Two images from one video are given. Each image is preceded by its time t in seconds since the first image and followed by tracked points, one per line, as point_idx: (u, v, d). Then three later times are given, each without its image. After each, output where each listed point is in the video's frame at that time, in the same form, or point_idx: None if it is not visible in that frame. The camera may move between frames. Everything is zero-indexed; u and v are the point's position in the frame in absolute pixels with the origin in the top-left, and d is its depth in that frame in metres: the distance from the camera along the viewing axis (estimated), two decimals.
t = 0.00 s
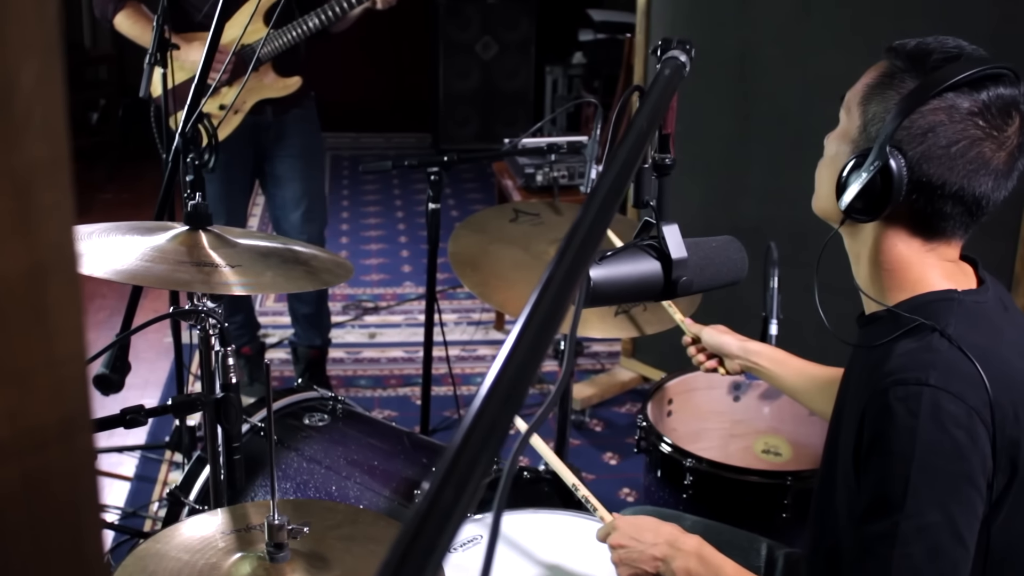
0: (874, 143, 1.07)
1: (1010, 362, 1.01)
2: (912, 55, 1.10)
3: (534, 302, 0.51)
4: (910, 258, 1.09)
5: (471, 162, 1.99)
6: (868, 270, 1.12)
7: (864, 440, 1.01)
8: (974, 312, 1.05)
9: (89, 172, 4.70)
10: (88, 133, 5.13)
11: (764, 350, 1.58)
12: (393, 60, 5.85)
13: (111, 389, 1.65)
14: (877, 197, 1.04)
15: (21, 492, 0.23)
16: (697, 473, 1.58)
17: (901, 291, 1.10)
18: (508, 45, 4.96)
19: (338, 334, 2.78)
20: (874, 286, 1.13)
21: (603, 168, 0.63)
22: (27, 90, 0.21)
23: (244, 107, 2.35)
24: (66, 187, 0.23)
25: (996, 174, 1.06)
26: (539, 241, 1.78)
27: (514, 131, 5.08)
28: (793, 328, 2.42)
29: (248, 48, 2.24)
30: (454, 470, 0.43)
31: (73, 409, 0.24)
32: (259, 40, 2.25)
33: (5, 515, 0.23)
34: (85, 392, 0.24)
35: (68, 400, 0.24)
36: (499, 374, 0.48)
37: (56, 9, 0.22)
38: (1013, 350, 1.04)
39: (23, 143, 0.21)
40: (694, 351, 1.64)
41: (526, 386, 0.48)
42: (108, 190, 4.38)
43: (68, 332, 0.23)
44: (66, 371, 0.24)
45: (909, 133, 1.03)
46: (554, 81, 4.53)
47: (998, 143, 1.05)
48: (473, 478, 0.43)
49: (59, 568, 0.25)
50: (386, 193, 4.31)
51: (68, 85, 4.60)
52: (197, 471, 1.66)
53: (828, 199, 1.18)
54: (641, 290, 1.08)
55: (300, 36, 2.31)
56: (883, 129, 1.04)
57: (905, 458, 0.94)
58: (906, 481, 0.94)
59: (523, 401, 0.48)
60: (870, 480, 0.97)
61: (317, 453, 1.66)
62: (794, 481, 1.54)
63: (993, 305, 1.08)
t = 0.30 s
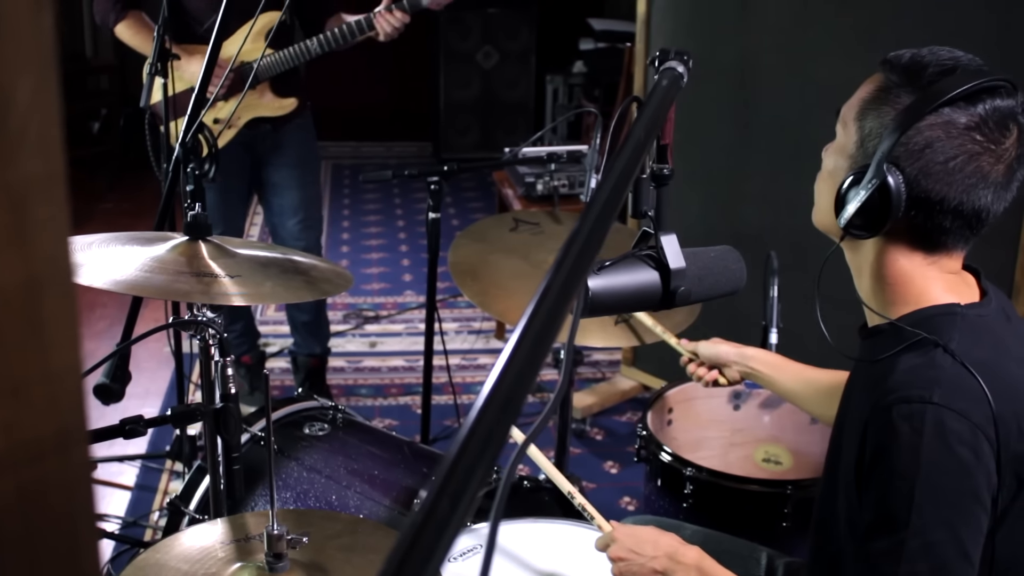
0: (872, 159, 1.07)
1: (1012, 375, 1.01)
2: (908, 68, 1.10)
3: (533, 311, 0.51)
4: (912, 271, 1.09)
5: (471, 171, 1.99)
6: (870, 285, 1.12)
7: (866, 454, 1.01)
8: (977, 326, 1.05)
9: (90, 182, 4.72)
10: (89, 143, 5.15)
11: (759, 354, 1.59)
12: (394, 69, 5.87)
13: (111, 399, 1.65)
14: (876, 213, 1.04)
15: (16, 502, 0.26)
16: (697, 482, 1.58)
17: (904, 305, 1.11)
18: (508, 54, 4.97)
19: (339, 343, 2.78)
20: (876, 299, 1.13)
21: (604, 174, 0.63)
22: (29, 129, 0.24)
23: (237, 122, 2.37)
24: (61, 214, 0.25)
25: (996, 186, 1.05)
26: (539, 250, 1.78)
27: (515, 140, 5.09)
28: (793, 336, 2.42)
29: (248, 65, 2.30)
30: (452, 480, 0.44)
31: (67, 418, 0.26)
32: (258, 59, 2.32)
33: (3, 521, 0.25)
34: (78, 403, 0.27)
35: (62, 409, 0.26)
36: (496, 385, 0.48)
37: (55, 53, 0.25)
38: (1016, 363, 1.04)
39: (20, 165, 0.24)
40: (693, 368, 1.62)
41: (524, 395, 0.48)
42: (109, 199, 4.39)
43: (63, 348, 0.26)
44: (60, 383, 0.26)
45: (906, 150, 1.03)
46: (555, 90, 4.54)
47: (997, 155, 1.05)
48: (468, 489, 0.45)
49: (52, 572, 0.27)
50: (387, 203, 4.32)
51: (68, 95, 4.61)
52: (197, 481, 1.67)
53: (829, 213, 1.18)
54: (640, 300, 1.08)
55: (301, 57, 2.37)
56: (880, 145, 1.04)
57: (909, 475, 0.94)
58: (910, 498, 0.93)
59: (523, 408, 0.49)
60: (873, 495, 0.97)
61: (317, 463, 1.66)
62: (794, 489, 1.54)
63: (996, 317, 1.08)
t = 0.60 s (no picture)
0: (864, 176, 1.07)
1: (1017, 388, 1.01)
2: (894, 84, 1.10)
3: (533, 326, 0.51)
4: (912, 285, 1.09)
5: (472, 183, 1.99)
6: (870, 300, 1.12)
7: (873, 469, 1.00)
8: (979, 339, 1.05)
9: (92, 195, 4.74)
10: (91, 156, 5.17)
11: (754, 364, 1.60)
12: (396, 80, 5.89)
13: (113, 413, 1.66)
14: (870, 229, 1.04)
15: (18, 519, 0.26)
16: (700, 495, 1.58)
17: (905, 319, 1.11)
18: (510, 66, 4.98)
19: (341, 356, 2.79)
20: (876, 314, 1.13)
21: (603, 188, 0.63)
22: (30, 140, 0.24)
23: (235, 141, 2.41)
24: (62, 226, 0.25)
25: (989, 198, 1.05)
26: (541, 263, 1.79)
27: (516, 151, 5.10)
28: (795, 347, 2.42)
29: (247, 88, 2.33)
30: (454, 493, 0.43)
31: (71, 439, 0.26)
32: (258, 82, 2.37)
33: (5, 538, 0.25)
34: (82, 424, 0.27)
35: (65, 431, 0.26)
36: (498, 401, 0.48)
37: (55, 63, 0.25)
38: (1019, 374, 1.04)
39: (23, 186, 0.24)
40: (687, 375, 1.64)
41: (526, 409, 0.48)
42: (111, 212, 4.41)
43: (66, 366, 0.26)
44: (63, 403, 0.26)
45: (897, 165, 1.03)
46: (556, 102, 4.56)
47: (988, 167, 1.05)
48: (469, 507, 0.43)
49: None
50: (388, 215, 4.33)
51: (71, 108, 4.64)
52: (200, 495, 1.67)
53: (825, 229, 1.18)
54: (641, 314, 1.08)
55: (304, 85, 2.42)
56: (870, 161, 1.04)
57: (919, 489, 0.93)
58: (922, 513, 0.93)
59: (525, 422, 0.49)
60: (884, 511, 0.97)
61: (320, 476, 1.66)
62: (797, 502, 1.53)
63: (997, 329, 1.07)
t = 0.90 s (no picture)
0: (848, 190, 1.08)
1: (1017, 400, 1.01)
2: (871, 100, 1.11)
3: (534, 343, 0.51)
4: (906, 298, 1.09)
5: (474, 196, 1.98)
6: (864, 314, 1.12)
7: (876, 482, 1.00)
8: (977, 350, 1.05)
9: (94, 207, 4.75)
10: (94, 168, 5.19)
11: (749, 373, 1.60)
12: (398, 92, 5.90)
13: (115, 426, 1.66)
14: (857, 243, 1.05)
15: (21, 533, 0.26)
16: (702, 507, 1.57)
17: (901, 332, 1.11)
18: (512, 78, 5.00)
19: (343, 368, 2.79)
20: (872, 327, 1.14)
21: (605, 202, 0.63)
22: (29, 164, 0.24)
23: (238, 155, 2.42)
24: (62, 246, 0.26)
25: (973, 206, 1.06)
26: (542, 275, 1.79)
27: (518, 163, 5.12)
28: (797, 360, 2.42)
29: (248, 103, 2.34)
30: (457, 507, 0.44)
31: (72, 456, 0.27)
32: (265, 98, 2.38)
33: (5, 554, 0.26)
34: (83, 442, 0.27)
35: (67, 449, 0.27)
36: (500, 413, 0.48)
37: (61, 82, 0.25)
38: (1018, 385, 1.04)
39: (28, 207, 0.24)
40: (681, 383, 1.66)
41: (529, 421, 0.48)
42: (113, 224, 4.42)
43: (67, 385, 0.26)
44: (65, 420, 0.27)
45: (878, 178, 1.05)
46: (558, 114, 4.58)
47: (970, 175, 1.06)
48: (471, 521, 0.44)
49: None
50: (391, 227, 4.34)
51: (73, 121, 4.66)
52: (201, 507, 1.67)
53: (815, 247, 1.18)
54: (642, 327, 1.08)
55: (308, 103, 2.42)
56: (853, 176, 1.05)
57: (924, 501, 0.93)
58: (927, 525, 0.93)
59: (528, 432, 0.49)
60: (889, 524, 0.97)
61: (321, 489, 1.66)
62: (799, 514, 1.53)
63: (995, 340, 1.08)
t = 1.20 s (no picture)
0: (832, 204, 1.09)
1: (1014, 408, 1.01)
2: (851, 114, 1.13)
3: (537, 353, 0.51)
4: (898, 308, 1.09)
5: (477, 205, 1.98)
6: (858, 325, 1.12)
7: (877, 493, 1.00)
8: (974, 358, 1.05)
9: (97, 216, 4.76)
10: (97, 177, 5.21)
11: (745, 379, 1.60)
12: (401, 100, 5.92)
13: (118, 435, 1.66)
14: (845, 256, 1.05)
15: (25, 545, 0.24)
16: (704, 516, 1.57)
17: (897, 341, 1.11)
18: (514, 87, 5.01)
19: (345, 376, 2.79)
20: (865, 337, 1.14)
21: (609, 209, 0.63)
22: (33, 166, 0.22)
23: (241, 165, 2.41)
24: (69, 256, 0.23)
25: (958, 212, 1.06)
26: (545, 284, 1.79)
27: (519, 171, 5.12)
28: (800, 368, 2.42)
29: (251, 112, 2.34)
30: (461, 518, 0.44)
31: (78, 468, 0.25)
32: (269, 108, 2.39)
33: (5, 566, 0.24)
34: (90, 453, 0.25)
35: (74, 461, 0.24)
36: (504, 422, 0.48)
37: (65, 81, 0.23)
38: (1015, 392, 1.04)
39: (30, 218, 0.22)
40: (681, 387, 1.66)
41: (533, 430, 0.48)
42: (115, 233, 4.44)
43: (74, 396, 0.24)
44: (71, 431, 0.24)
45: (861, 191, 1.05)
46: (560, 122, 4.59)
47: (953, 181, 1.06)
48: (474, 532, 0.44)
49: None
50: (393, 235, 4.35)
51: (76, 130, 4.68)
52: (204, 516, 1.67)
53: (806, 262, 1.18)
54: (644, 336, 1.08)
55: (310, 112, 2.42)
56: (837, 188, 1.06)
57: (925, 510, 0.93)
58: (930, 534, 0.92)
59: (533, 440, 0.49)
60: (891, 534, 0.96)
61: (324, 498, 1.66)
62: (801, 523, 1.53)
63: (991, 347, 1.08)
